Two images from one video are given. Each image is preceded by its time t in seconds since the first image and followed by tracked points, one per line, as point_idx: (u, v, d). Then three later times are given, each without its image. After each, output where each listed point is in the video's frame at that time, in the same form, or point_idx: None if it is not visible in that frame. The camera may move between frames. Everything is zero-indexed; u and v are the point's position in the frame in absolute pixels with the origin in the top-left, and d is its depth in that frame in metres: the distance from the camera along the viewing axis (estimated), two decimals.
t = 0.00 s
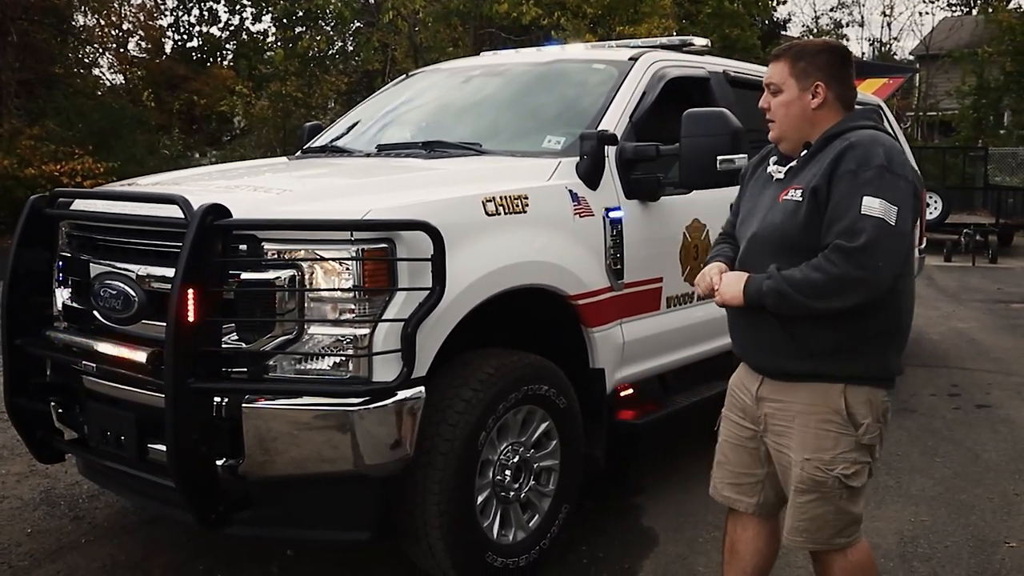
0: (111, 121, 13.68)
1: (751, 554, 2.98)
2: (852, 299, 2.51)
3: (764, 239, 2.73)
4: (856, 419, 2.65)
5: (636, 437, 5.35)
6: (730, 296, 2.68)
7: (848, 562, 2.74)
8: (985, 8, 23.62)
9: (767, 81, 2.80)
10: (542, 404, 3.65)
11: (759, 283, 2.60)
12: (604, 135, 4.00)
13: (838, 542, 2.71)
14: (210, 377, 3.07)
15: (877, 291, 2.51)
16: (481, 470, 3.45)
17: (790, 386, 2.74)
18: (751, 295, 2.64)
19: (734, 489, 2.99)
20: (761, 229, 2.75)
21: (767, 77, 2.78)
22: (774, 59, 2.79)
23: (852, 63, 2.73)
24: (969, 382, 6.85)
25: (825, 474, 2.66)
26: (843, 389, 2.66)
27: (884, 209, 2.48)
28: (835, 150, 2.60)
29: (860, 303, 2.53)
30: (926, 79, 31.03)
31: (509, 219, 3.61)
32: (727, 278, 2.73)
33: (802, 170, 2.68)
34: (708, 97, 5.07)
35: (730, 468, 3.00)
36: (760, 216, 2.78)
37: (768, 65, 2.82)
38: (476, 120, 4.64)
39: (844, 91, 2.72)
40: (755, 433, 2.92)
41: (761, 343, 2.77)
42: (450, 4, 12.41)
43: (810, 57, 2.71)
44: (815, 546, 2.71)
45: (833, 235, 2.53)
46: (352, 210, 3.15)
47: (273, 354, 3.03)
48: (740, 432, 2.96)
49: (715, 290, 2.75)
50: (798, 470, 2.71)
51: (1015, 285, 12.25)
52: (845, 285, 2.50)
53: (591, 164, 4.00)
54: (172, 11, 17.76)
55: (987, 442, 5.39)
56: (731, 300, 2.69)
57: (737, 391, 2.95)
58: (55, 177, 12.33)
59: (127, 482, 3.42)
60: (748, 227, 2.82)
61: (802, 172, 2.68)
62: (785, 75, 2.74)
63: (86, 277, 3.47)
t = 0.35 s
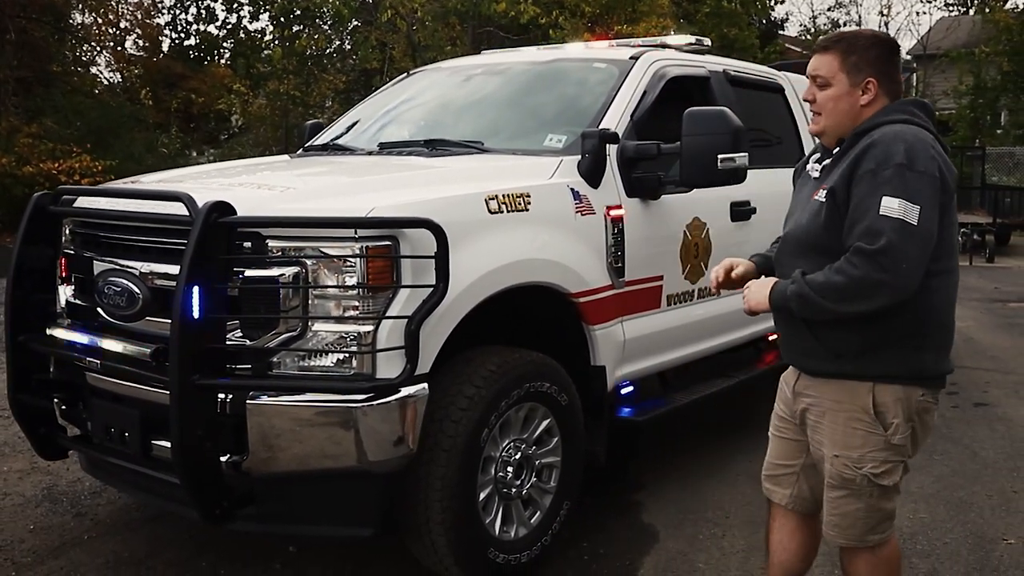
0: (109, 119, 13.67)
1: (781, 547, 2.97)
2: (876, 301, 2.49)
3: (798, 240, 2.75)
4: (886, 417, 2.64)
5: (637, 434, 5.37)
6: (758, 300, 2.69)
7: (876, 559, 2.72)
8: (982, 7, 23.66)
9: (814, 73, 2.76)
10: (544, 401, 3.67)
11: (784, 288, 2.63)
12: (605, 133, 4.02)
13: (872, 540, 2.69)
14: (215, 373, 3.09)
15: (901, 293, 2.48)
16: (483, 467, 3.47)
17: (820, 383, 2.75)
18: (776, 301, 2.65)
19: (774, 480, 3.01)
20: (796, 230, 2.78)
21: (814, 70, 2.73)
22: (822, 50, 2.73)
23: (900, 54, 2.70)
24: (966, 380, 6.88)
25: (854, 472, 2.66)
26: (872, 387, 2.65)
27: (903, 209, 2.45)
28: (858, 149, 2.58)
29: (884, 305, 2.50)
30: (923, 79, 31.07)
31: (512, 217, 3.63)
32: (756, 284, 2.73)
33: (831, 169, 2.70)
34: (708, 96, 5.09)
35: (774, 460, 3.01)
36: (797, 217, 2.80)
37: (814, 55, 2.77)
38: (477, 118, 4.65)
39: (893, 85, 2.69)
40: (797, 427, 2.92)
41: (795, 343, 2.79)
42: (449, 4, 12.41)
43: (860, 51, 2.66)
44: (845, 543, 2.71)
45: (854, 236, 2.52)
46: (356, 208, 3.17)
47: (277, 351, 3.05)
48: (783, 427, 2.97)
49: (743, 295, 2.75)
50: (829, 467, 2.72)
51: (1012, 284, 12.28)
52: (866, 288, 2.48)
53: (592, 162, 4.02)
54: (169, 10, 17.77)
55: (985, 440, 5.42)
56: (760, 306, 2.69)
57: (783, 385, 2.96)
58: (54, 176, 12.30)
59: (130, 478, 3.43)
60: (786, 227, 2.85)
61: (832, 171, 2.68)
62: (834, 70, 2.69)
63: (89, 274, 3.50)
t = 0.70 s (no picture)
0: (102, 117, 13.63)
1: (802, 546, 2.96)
2: (902, 317, 2.49)
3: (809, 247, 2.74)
4: (892, 414, 2.66)
5: (631, 432, 5.39)
6: (777, 313, 2.66)
7: (880, 557, 2.74)
8: (974, 8, 23.74)
9: (818, 76, 2.73)
10: (538, 399, 3.68)
11: (807, 305, 2.59)
12: (600, 132, 4.03)
13: (876, 536, 2.71)
14: (210, 371, 3.10)
15: (925, 308, 2.49)
16: (477, 465, 3.48)
17: (827, 380, 2.77)
18: (797, 316, 2.62)
19: (791, 481, 3.02)
20: (806, 236, 2.75)
21: (818, 73, 2.71)
22: (826, 53, 2.71)
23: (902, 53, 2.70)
24: (958, 379, 6.91)
25: (860, 469, 2.67)
26: (879, 386, 2.67)
27: (926, 225, 2.45)
28: (871, 159, 2.57)
29: (909, 320, 2.51)
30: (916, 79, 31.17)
31: (506, 216, 3.63)
32: (770, 297, 2.70)
33: (841, 175, 2.69)
34: (702, 95, 5.10)
35: (790, 460, 3.02)
36: (804, 222, 2.78)
37: (817, 58, 2.74)
38: (472, 117, 4.66)
39: (898, 85, 2.69)
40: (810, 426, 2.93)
41: (811, 350, 2.78)
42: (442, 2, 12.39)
43: (866, 52, 2.65)
44: (850, 538, 2.73)
45: (876, 252, 2.51)
46: (351, 206, 3.18)
47: (272, 348, 3.06)
48: (795, 427, 2.98)
49: (755, 308, 2.73)
50: (835, 464, 2.73)
51: (1004, 283, 12.34)
52: (893, 306, 2.47)
53: (587, 161, 4.03)
54: (162, 8, 17.74)
55: (977, 438, 5.44)
56: (775, 321, 2.66)
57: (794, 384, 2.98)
58: (46, 173, 12.25)
59: (125, 475, 3.43)
60: (792, 231, 2.82)
61: (844, 179, 2.66)
62: (840, 73, 2.67)
63: (83, 272, 3.50)
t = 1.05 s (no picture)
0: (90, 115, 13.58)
1: (784, 543, 2.97)
2: (924, 312, 2.49)
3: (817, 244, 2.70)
4: (898, 411, 2.66)
5: (622, 431, 5.39)
6: (791, 307, 2.57)
7: (872, 554, 2.76)
8: (962, 9, 23.85)
9: (813, 77, 2.73)
10: (530, 397, 3.68)
11: (827, 301, 2.52)
12: (592, 130, 4.03)
13: (876, 532, 2.73)
14: (201, 369, 3.08)
15: (945, 304, 2.50)
16: (469, 463, 3.47)
17: (831, 379, 2.75)
18: (816, 312, 2.53)
19: (773, 478, 3.02)
20: (812, 233, 2.72)
21: (815, 73, 2.71)
22: (821, 53, 2.71)
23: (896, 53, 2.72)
24: (946, 378, 6.95)
25: (865, 466, 2.68)
26: (886, 384, 2.67)
27: (948, 221, 2.46)
28: (886, 156, 2.57)
29: (929, 315, 2.51)
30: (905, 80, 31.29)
31: (498, 214, 3.63)
32: (782, 292, 2.60)
33: (848, 172, 2.69)
34: (693, 94, 5.11)
35: (773, 456, 3.02)
36: (807, 219, 2.74)
37: (811, 58, 2.74)
38: (463, 115, 4.66)
39: (892, 83, 2.70)
40: (799, 423, 2.93)
41: (818, 348, 2.74)
42: None
43: (862, 51, 2.66)
44: (847, 535, 2.74)
45: (899, 248, 2.50)
46: (343, 204, 3.17)
47: (264, 346, 3.05)
48: (782, 424, 2.98)
49: (766, 304, 2.62)
50: (838, 462, 2.73)
51: (992, 283, 12.40)
52: (918, 301, 2.46)
53: (578, 159, 4.03)
54: (150, 5, 17.67)
55: (966, 437, 5.47)
56: (791, 318, 2.56)
57: (781, 381, 2.97)
58: (33, 171, 12.14)
59: (115, 474, 3.41)
60: (793, 228, 2.78)
61: (854, 176, 2.65)
62: (837, 72, 2.68)
63: (73, 269, 3.48)
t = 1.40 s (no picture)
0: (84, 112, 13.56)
1: (785, 544, 2.97)
2: (946, 300, 2.50)
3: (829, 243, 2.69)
4: (914, 410, 2.69)
5: (617, 429, 5.40)
6: (818, 307, 2.50)
7: (879, 552, 2.77)
8: (955, 10, 23.91)
9: (808, 74, 2.73)
10: (525, 396, 3.68)
11: (856, 297, 2.48)
12: (588, 129, 4.05)
13: (890, 529, 2.74)
14: (196, 367, 3.08)
15: (964, 290, 2.52)
16: (465, 461, 3.48)
17: (846, 378, 2.75)
18: (846, 309, 2.47)
19: (773, 481, 3.01)
20: (823, 232, 2.70)
21: (810, 70, 2.72)
22: (816, 51, 2.72)
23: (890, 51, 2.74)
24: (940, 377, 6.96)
25: (884, 466, 2.69)
26: (900, 381, 2.69)
27: (964, 207, 2.49)
28: (893, 150, 2.58)
29: (949, 304, 2.53)
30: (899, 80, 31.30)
31: (494, 212, 3.64)
32: (806, 292, 2.53)
33: (851, 168, 2.69)
34: (689, 93, 5.11)
35: (773, 458, 3.02)
36: (815, 218, 2.73)
37: (807, 56, 2.75)
38: (459, 114, 4.66)
39: (886, 81, 2.72)
40: (801, 425, 2.94)
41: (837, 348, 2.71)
42: None
43: (856, 48, 2.68)
44: (858, 535, 2.75)
45: (919, 237, 2.51)
46: (339, 202, 3.16)
47: (260, 344, 3.04)
48: (784, 427, 2.98)
49: (791, 307, 2.53)
50: (855, 463, 2.73)
51: (985, 283, 12.43)
52: (943, 288, 2.47)
53: (574, 158, 4.04)
54: (144, 3, 17.64)
55: (960, 436, 5.48)
56: (819, 318, 2.49)
57: (782, 384, 2.97)
58: (26, 169, 12.09)
59: (111, 472, 3.41)
60: (801, 230, 2.76)
61: (861, 172, 2.66)
62: (833, 68, 2.69)
63: (68, 267, 3.47)
